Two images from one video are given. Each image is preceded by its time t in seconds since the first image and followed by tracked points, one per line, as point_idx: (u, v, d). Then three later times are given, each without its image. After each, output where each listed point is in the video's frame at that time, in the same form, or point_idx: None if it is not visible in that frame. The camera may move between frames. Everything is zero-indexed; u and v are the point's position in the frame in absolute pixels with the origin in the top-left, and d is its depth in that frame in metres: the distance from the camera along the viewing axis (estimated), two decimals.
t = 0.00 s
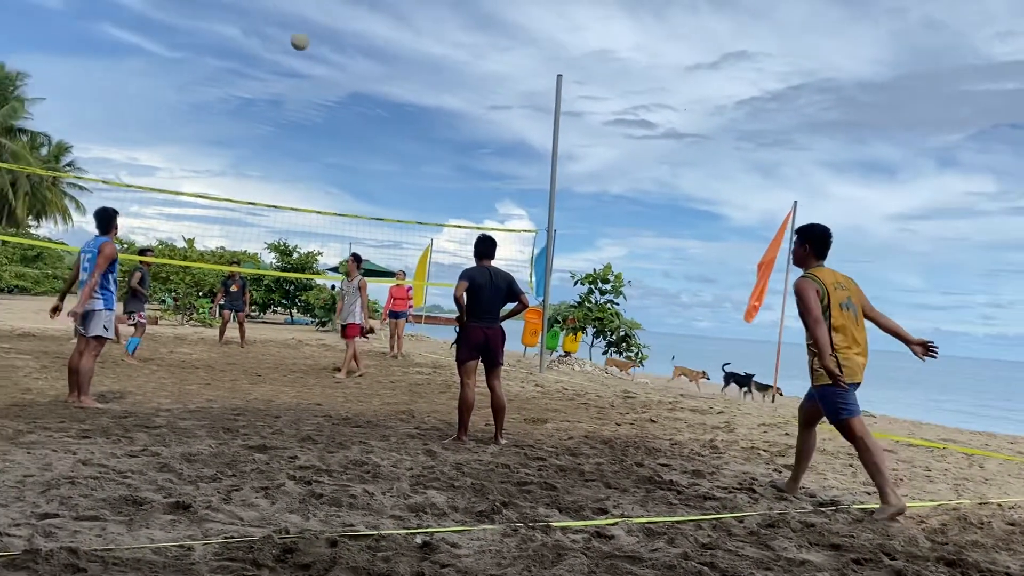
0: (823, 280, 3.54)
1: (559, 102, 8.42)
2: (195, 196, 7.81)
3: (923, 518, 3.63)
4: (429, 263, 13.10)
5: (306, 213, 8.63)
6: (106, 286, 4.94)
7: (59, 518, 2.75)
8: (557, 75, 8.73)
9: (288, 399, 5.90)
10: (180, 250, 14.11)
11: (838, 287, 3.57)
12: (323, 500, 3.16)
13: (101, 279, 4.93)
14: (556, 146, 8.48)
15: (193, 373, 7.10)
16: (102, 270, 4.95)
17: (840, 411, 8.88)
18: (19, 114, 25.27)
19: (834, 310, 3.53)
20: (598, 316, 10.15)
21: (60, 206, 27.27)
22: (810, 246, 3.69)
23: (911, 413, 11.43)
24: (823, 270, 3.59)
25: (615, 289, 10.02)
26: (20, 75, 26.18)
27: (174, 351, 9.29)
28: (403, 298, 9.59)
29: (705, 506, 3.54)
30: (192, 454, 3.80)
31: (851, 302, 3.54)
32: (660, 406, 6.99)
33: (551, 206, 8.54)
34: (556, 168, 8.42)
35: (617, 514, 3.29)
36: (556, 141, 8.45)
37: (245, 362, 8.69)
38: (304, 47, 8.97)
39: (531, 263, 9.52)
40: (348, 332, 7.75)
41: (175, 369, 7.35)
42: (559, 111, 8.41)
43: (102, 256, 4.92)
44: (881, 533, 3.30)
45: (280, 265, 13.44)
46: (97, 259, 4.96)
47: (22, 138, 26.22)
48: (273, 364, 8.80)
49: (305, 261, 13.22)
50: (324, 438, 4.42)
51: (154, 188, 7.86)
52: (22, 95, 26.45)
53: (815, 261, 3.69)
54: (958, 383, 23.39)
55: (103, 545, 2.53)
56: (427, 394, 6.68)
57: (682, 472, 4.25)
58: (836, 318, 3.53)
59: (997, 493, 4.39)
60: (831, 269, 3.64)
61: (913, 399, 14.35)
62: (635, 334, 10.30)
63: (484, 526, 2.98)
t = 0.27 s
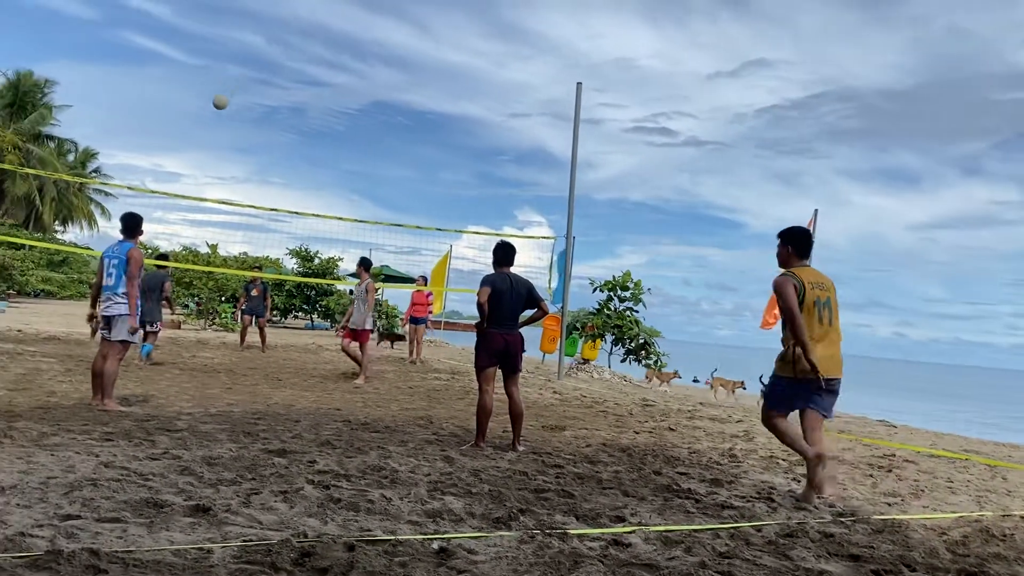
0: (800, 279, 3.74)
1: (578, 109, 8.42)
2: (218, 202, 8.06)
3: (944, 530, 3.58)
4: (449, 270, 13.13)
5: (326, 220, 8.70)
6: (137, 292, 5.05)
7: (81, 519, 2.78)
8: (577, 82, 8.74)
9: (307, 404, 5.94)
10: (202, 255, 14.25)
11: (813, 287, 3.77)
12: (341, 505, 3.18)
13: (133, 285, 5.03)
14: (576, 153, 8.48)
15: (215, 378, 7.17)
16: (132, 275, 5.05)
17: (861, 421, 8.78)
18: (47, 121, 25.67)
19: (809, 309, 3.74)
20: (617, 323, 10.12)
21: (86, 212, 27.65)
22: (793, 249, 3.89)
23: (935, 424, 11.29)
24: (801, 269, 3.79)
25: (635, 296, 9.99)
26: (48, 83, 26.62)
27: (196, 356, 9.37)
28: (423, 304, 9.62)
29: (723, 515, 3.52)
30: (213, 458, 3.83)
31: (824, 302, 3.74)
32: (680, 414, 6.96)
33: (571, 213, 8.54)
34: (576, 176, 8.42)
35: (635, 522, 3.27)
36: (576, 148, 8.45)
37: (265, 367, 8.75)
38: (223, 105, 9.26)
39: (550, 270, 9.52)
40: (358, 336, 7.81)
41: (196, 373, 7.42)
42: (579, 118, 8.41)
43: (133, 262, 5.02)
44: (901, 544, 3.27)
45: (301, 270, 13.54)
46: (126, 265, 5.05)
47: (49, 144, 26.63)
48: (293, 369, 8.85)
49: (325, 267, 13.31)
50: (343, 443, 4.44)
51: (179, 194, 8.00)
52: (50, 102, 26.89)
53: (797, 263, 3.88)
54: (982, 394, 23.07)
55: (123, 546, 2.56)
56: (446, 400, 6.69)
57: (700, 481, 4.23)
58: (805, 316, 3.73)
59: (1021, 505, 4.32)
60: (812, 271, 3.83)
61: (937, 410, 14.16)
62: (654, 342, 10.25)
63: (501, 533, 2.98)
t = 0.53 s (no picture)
0: (766, 294, 3.89)
1: (597, 116, 8.42)
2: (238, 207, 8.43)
3: (967, 543, 3.52)
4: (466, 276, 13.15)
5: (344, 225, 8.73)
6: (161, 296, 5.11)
7: (99, 523, 2.79)
8: (596, 89, 8.73)
9: (324, 409, 5.95)
10: (221, 260, 14.36)
11: (781, 302, 3.90)
12: (357, 511, 3.17)
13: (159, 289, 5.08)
14: (594, 160, 8.46)
15: (232, 382, 7.20)
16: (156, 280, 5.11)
17: (881, 431, 8.68)
18: (69, 127, 26.00)
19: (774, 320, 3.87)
20: (635, 331, 10.08)
21: (107, 216, 27.95)
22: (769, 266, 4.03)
23: (956, 435, 11.15)
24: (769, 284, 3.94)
25: (652, 304, 9.94)
26: (71, 89, 26.98)
27: (214, 360, 9.42)
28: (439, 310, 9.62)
29: (742, 526, 3.48)
30: (230, 462, 3.84)
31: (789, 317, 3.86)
32: (697, 423, 6.91)
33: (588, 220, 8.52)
34: (594, 183, 8.41)
35: (652, 532, 3.24)
36: (594, 155, 8.44)
37: (282, 372, 8.78)
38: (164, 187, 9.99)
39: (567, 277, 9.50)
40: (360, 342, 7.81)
41: (214, 377, 7.46)
42: (597, 125, 8.40)
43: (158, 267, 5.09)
44: (923, 557, 3.21)
45: (318, 276, 13.60)
46: (151, 270, 5.10)
47: (71, 149, 26.94)
48: (310, 374, 8.88)
49: (343, 272, 13.36)
50: (359, 448, 4.44)
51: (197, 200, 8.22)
52: (73, 108, 27.24)
53: (773, 279, 4.02)
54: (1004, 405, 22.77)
55: (140, 550, 2.57)
56: (462, 407, 6.68)
57: (718, 490, 4.18)
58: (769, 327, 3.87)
59: None
60: (784, 287, 3.96)
61: (958, 421, 13.99)
62: (672, 349, 10.19)
63: (517, 541, 2.96)
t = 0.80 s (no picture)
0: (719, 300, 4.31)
1: (610, 122, 8.41)
2: (252, 212, 8.46)
3: (981, 554, 3.48)
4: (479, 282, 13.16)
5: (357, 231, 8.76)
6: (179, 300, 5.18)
7: (112, 525, 2.81)
8: (609, 96, 8.73)
9: (336, 414, 5.96)
10: (234, 264, 14.43)
11: (733, 305, 4.29)
12: (368, 516, 3.18)
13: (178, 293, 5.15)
14: (607, 166, 8.46)
15: (244, 386, 7.23)
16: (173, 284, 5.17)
17: (895, 440, 8.62)
18: (85, 131, 26.25)
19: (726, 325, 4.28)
20: (647, 338, 10.04)
21: (123, 220, 28.17)
22: (731, 277, 4.46)
23: (972, 445, 11.04)
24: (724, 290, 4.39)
25: (665, 311, 9.91)
26: (89, 94, 27.24)
27: (227, 364, 9.47)
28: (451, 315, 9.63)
29: (753, 534, 3.46)
30: (242, 466, 3.86)
31: (738, 318, 4.24)
32: (709, 430, 6.88)
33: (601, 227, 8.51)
34: (606, 189, 8.40)
35: (663, 540, 3.23)
36: (607, 162, 8.43)
37: (294, 376, 8.81)
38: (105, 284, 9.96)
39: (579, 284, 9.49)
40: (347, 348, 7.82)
41: (227, 381, 7.50)
42: (610, 131, 8.40)
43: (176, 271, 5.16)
44: (936, 567, 3.18)
45: (331, 281, 13.64)
46: (169, 273, 5.16)
47: (87, 154, 27.18)
48: (322, 379, 8.91)
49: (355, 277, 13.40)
50: (370, 453, 4.45)
51: (211, 205, 8.25)
52: (90, 113, 27.49)
53: (733, 288, 4.43)
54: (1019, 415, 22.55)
55: (153, 552, 2.58)
56: (474, 413, 6.68)
57: (730, 498, 4.16)
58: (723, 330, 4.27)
59: None
60: (739, 294, 4.35)
61: (974, 431, 13.85)
62: (684, 357, 10.15)
63: (527, 547, 2.95)
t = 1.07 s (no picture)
0: (691, 310, 4.62)
1: (616, 127, 8.42)
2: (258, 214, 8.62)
3: (988, 562, 3.46)
4: (485, 286, 13.17)
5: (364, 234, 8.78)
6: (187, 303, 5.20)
7: (119, 527, 2.81)
8: (616, 101, 8.73)
9: (342, 417, 5.97)
10: (241, 267, 14.47)
11: (702, 315, 4.61)
12: (373, 520, 3.18)
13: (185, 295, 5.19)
14: (614, 171, 8.46)
15: (251, 389, 7.24)
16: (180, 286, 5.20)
17: (901, 447, 8.58)
18: (94, 134, 26.35)
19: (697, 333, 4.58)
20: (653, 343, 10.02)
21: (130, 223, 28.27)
22: (696, 288, 4.76)
23: (980, 453, 10.98)
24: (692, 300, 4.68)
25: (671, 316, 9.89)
26: (98, 98, 27.37)
27: (233, 367, 9.49)
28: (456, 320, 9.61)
29: (759, 540, 3.45)
30: (248, 469, 3.86)
31: (707, 327, 4.56)
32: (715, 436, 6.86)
33: (608, 232, 8.51)
34: (613, 194, 8.39)
35: (668, 545, 3.22)
36: (614, 166, 8.43)
37: (300, 379, 8.83)
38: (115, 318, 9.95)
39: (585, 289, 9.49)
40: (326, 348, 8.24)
41: (233, 384, 7.52)
42: (617, 137, 8.40)
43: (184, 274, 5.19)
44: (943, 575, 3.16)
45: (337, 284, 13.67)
46: (176, 276, 5.19)
47: (95, 157, 27.31)
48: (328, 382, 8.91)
49: (362, 281, 13.43)
50: (376, 457, 4.45)
51: (218, 207, 8.49)
52: (98, 116, 27.60)
53: (699, 299, 4.74)
54: None
55: (159, 555, 2.58)
56: (479, 417, 6.69)
57: (736, 504, 4.15)
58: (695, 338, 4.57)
59: None
60: (706, 305, 4.67)
61: (982, 438, 13.77)
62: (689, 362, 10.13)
63: (532, 552, 2.95)
